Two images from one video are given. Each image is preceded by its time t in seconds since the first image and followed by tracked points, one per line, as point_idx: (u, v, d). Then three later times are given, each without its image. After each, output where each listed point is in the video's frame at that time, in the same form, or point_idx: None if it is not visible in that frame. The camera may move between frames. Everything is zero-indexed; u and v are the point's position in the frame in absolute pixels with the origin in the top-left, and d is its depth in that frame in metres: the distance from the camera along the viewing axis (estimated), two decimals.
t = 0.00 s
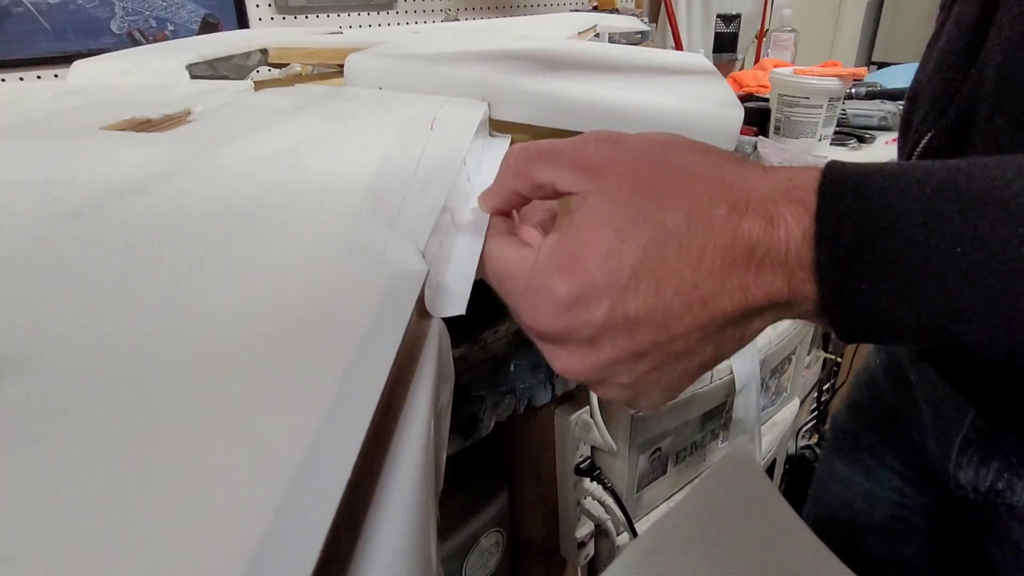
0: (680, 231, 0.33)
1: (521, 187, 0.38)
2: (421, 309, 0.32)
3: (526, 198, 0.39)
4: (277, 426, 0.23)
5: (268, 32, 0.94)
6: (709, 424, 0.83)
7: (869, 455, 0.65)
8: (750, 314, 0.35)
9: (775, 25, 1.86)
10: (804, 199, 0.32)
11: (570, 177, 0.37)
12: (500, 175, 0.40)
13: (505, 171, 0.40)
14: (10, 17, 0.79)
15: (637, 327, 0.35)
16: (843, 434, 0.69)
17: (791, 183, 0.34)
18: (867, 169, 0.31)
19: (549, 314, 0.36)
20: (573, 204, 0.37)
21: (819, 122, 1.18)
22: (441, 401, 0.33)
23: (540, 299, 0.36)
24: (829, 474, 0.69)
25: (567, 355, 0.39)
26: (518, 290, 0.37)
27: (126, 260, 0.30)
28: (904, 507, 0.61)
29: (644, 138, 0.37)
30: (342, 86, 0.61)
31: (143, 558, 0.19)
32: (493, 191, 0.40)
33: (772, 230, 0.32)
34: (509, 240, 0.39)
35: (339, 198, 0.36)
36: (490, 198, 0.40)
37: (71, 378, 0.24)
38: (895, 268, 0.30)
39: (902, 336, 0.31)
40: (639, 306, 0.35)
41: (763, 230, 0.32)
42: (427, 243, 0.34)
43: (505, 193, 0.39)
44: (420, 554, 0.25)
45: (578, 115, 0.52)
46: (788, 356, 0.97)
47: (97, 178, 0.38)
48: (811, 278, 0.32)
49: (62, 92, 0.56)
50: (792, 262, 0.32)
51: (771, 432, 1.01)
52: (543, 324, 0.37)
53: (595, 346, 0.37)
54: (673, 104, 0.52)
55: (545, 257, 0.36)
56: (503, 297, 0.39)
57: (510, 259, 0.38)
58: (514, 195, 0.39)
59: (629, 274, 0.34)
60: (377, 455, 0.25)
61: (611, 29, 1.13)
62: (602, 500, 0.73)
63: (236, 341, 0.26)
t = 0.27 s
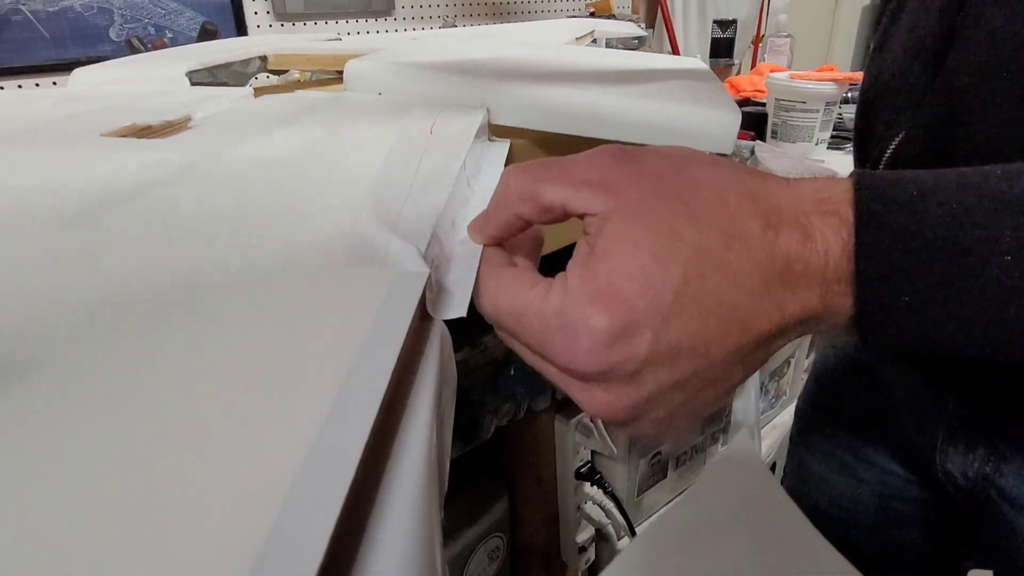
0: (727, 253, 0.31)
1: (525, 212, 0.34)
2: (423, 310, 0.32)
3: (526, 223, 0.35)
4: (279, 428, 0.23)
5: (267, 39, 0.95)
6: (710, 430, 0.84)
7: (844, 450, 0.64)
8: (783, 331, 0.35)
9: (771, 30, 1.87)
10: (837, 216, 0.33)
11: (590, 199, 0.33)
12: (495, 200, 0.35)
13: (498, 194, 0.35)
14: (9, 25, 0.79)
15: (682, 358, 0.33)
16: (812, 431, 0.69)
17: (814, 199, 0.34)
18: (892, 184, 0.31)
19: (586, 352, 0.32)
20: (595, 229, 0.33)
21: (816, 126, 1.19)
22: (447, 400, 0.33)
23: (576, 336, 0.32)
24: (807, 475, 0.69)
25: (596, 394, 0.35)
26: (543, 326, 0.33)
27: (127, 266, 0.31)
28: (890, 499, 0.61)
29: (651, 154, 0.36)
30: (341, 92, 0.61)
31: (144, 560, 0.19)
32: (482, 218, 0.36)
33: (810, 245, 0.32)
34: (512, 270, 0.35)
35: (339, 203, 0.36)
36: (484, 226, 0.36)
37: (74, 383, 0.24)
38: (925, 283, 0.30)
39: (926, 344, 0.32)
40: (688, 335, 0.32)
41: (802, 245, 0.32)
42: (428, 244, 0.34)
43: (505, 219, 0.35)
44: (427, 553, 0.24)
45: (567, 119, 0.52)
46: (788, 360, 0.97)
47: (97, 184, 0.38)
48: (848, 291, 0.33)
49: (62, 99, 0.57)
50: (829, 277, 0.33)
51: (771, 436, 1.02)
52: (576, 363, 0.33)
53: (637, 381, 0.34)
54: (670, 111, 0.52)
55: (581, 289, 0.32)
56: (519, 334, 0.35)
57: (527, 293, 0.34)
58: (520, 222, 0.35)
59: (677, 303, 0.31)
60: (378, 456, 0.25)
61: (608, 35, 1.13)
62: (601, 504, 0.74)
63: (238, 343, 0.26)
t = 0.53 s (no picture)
0: (759, 265, 0.30)
1: (535, 245, 0.32)
2: (420, 330, 0.32)
3: (534, 256, 0.33)
4: (274, 451, 0.23)
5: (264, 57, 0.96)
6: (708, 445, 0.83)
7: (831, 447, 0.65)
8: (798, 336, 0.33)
9: (763, 46, 1.90)
10: (842, 225, 0.32)
11: (608, 227, 0.30)
12: (497, 238, 0.33)
13: (497, 236, 0.33)
14: (6, 42, 0.80)
15: (735, 378, 0.30)
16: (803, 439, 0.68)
17: (812, 208, 0.34)
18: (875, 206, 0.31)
19: (657, 388, 0.28)
20: (618, 260, 0.30)
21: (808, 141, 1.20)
22: (445, 418, 0.32)
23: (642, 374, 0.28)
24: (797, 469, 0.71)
25: (657, 432, 0.31)
26: (600, 369, 0.29)
27: (124, 285, 0.30)
28: (887, 488, 0.62)
29: (641, 176, 0.33)
30: (338, 109, 0.62)
31: None
32: (476, 258, 0.36)
33: (823, 252, 0.32)
34: (533, 315, 0.32)
35: (335, 222, 0.36)
36: (488, 267, 0.34)
37: (73, 403, 0.24)
38: (927, 291, 0.31)
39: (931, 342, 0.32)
40: (741, 354, 0.30)
41: (814, 254, 0.31)
42: (424, 265, 0.34)
43: (515, 252, 0.33)
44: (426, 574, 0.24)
45: (560, 139, 0.52)
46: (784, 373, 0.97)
47: (93, 203, 0.38)
48: (854, 293, 0.32)
49: (58, 117, 0.57)
50: (840, 282, 0.32)
51: (767, 450, 1.02)
52: (643, 402, 0.29)
53: (701, 410, 0.30)
54: (657, 134, 0.52)
55: (637, 323, 0.28)
56: (564, 380, 0.31)
57: (572, 336, 0.30)
58: (529, 257, 0.33)
59: (731, 322, 0.29)
60: (377, 475, 0.25)
61: (603, 51, 1.14)
62: (598, 520, 0.74)
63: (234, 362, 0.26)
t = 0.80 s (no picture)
0: (749, 289, 0.30)
1: (526, 270, 0.33)
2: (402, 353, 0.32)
3: (524, 282, 0.33)
4: (252, 472, 0.22)
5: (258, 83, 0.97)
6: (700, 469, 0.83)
7: (826, 459, 0.67)
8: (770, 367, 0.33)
9: (752, 72, 1.94)
10: (808, 257, 0.32)
11: (602, 256, 0.30)
12: (489, 263, 0.33)
13: (487, 261, 0.33)
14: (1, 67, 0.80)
15: (738, 402, 0.30)
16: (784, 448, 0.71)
17: (781, 240, 0.33)
18: (849, 228, 0.33)
19: (678, 417, 0.27)
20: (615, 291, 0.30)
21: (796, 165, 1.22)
22: (428, 446, 0.32)
23: (659, 404, 0.27)
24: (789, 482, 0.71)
25: (671, 465, 0.30)
26: (620, 402, 0.27)
27: (110, 305, 0.30)
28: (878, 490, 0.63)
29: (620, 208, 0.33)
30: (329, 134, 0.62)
31: None
32: (457, 285, 0.35)
33: (797, 285, 0.31)
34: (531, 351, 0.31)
35: (322, 245, 0.36)
36: (476, 292, 0.34)
37: (55, 424, 0.24)
38: (915, 323, 0.32)
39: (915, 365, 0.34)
40: (744, 379, 0.29)
41: (791, 285, 0.31)
42: (407, 288, 0.34)
43: (506, 275, 0.33)
44: None
45: (547, 163, 0.53)
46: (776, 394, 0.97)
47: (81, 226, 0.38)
48: (823, 319, 0.32)
49: (50, 141, 0.57)
50: (814, 312, 0.32)
51: (760, 472, 1.02)
52: (665, 433, 0.28)
53: (709, 440, 0.30)
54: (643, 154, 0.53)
55: (649, 352, 0.27)
56: (578, 421, 0.29)
57: (586, 371, 0.28)
58: (522, 282, 0.33)
59: (736, 346, 0.28)
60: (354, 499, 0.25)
61: (594, 77, 1.16)
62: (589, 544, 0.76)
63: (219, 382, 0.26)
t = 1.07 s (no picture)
0: (722, 308, 0.30)
1: (516, 274, 0.33)
2: (380, 371, 0.31)
3: (513, 287, 0.34)
4: (225, 487, 0.22)
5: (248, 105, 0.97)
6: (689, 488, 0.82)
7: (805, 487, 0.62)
8: (750, 394, 0.33)
9: (737, 95, 1.97)
10: (794, 295, 0.33)
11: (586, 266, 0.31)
12: (483, 264, 0.34)
13: (481, 264, 0.34)
14: None
15: (705, 415, 0.30)
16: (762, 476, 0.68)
17: (765, 281, 0.34)
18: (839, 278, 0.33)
19: (639, 417, 0.28)
20: (596, 299, 0.30)
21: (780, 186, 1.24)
22: (405, 467, 0.31)
23: (622, 406, 0.28)
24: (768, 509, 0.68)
25: (635, 468, 0.30)
26: (587, 397, 0.29)
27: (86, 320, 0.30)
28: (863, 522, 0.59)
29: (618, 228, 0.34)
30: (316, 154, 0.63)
31: None
32: (451, 288, 0.36)
33: (774, 318, 0.32)
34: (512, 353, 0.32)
35: (304, 262, 0.36)
36: (469, 292, 0.35)
37: (20, 435, 0.23)
38: (903, 378, 0.33)
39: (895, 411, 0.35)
40: (711, 392, 0.30)
41: (768, 317, 0.32)
42: (389, 307, 0.33)
43: (496, 277, 0.34)
44: None
45: (530, 185, 0.53)
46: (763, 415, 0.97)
47: (63, 245, 0.38)
48: (806, 354, 0.32)
49: (35, 161, 0.57)
50: (789, 345, 0.32)
51: (750, 493, 1.01)
52: (628, 432, 0.29)
53: (671, 451, 0.30)
54: (626, 173, 0.53)
55: (618, 355, 0.28)
56: (548, 415, 0.30)
57: (558, 368, 0.30)
58: (508, 283, 0.33)
59: (703, 360, 0.29)
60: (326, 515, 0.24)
61: (581, 99, 1.18)
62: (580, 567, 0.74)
63: (191, 394, 0.25)
